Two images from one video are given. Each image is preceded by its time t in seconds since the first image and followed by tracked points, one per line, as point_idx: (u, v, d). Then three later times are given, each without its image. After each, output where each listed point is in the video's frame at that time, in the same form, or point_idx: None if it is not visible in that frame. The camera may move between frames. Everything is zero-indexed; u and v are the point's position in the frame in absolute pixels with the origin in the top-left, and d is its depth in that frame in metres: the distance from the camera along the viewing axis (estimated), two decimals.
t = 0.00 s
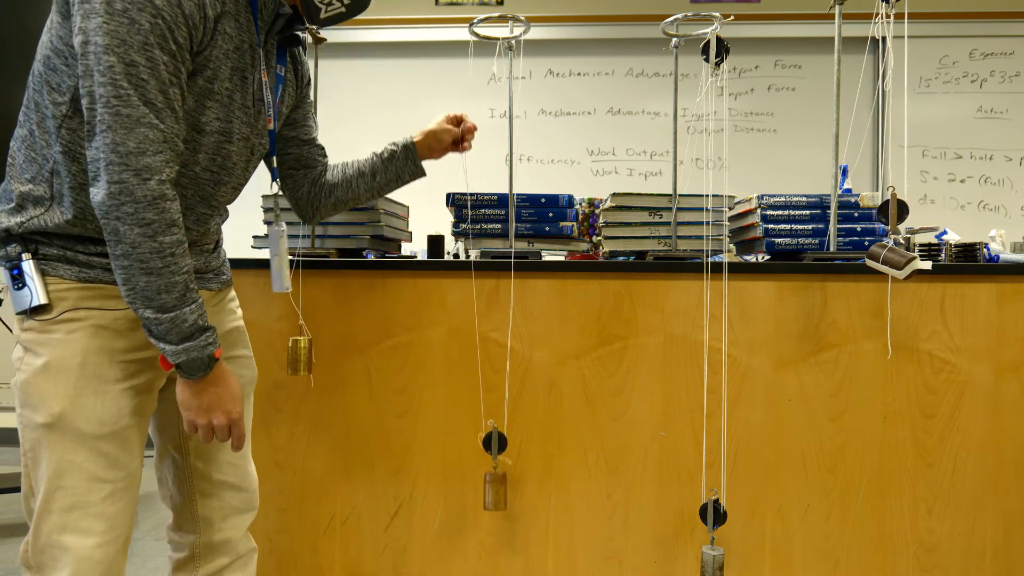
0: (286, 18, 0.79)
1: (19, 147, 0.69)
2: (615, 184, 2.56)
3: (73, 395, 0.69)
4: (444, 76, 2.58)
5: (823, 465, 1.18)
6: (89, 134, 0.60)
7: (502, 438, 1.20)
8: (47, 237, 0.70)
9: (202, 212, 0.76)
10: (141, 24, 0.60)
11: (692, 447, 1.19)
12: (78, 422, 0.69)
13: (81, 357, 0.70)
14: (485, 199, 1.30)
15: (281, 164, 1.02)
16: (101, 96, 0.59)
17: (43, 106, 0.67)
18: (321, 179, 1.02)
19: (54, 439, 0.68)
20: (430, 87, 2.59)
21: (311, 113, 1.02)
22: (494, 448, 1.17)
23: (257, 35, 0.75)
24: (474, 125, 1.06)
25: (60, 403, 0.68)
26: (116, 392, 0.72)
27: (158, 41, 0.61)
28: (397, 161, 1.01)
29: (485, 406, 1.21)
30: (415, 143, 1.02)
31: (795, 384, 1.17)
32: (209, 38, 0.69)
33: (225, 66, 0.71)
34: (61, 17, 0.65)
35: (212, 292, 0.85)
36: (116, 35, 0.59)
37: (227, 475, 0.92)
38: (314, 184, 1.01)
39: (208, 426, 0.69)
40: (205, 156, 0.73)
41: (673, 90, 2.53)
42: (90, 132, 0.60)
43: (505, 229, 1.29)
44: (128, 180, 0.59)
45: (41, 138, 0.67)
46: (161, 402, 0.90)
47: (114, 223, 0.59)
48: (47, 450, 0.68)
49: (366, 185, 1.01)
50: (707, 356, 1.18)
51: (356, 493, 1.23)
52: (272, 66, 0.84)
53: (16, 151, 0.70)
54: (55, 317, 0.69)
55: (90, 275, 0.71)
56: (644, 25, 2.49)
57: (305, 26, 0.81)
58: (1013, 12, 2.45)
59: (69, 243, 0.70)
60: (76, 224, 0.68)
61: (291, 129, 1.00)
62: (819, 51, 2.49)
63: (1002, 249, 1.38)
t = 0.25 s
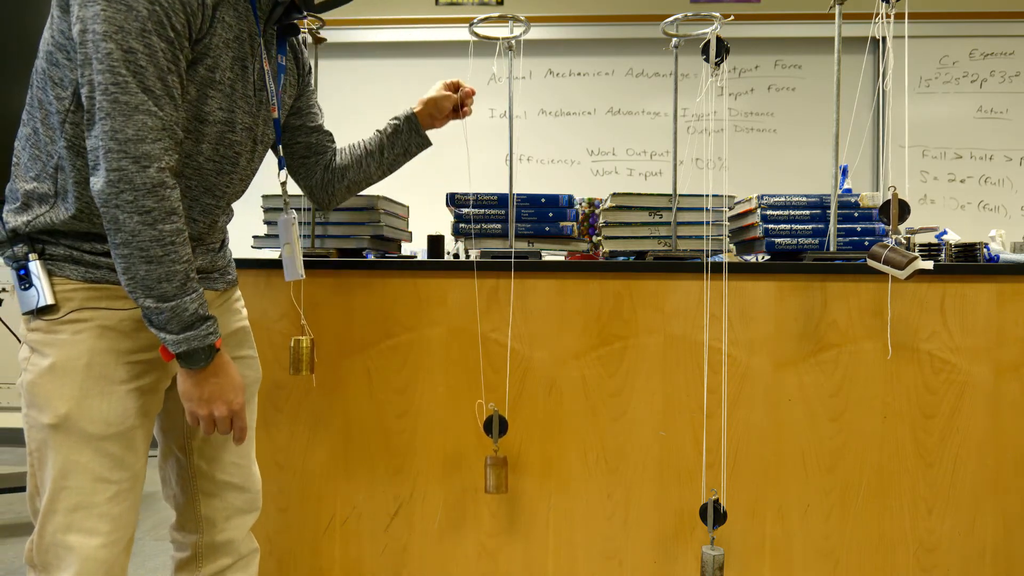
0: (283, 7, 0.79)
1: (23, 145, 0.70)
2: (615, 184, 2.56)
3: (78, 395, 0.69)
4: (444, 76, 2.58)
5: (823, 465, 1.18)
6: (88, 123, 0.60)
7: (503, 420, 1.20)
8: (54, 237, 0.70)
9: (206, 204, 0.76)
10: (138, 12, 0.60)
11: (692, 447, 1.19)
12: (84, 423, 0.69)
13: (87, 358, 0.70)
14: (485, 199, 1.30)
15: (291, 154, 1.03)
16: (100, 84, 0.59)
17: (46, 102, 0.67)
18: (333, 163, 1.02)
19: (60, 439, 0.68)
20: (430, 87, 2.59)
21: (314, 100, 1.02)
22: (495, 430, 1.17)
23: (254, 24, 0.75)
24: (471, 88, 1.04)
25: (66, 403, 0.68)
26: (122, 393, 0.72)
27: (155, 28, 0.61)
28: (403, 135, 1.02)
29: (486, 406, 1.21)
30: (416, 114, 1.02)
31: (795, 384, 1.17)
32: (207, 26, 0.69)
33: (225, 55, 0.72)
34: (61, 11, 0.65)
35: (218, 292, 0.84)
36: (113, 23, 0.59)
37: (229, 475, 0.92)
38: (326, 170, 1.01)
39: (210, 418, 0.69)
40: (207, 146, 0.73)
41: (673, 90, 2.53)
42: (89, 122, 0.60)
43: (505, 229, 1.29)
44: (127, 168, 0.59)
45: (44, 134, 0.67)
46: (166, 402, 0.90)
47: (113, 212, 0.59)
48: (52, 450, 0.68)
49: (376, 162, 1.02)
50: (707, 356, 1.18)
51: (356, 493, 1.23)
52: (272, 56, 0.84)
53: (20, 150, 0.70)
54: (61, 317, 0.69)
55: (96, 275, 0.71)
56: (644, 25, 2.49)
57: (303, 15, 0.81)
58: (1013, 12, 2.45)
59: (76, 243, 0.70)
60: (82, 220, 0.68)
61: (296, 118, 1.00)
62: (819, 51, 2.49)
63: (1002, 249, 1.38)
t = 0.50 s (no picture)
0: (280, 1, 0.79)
1: (24, 143, 0.70)
2: (615, 184, 2.56)
3: (81, 396, 0.69)
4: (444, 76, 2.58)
5: (823, 465, 1.18)
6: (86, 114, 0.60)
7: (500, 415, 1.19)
8: (56, 236, 0.70)
9: (208, 198, 0.76)
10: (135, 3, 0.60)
11: (692, 447, 1.19)
12: (86, 423, 0.69)
13: (89, 358, 0.70)
14: (485, 199, 1.30)
15: (296, 150, 1.03)
16: (97, 75, 0.59)
17: (47, 98, 0.67)
18: (338, 157, 1.02)
19: (62, 439, 0.68)
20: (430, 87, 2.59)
21: (317, 96, 1.02)
22: (492, 425, 1.17)
23: (252, 18, 0.76)
24: (470, 74, 1.04)
25: (69, 403, 0.68)
26: (125, 393, 0.72)
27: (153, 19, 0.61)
28: (404, 125, 1.02)
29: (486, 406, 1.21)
30: (417, 102, 1.02)
31: (795, 384, 1.17)
32: (206, 19, 0.69)
33: (225, 49, 0.72)
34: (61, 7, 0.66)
35: (220, 293, 0.84)
36: (111, 14, 0.59)
37: (231, 475, 0.92)
38: (332, 164, 1.01)
39: (210, 410, 0.69)
40: (207, 140, 0.73)
41: (673, 90, 2.53)
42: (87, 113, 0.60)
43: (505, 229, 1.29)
44: (125, 158, 0.59)
45: (44, 130, 0.67)
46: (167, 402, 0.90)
47: (111, 203, 0.59)
48: (55, 450, 0.68)
49: (380, 153, 1.02)
50: (707, 356, 1.18)
51: (356, 493, 1.23)
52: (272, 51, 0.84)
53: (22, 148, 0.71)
54: (63, 317, 0.69)
55: (98, 275, 0.71)
56: (644, 25, 2.49)
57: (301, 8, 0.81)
58: (1013, 12, 2.45)
59: (79, 241, 0.70)
60: (83, 215, 0.68)
61: (300, 114, 1.00)
62: (819, 51, 2.49)
63: (1002, 249, 1.38)
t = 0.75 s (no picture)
0: None
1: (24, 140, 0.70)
2: (615, 184, 2.56)
3: (82, 396, 0.69)
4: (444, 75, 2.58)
5: (823, 465, 1.18)
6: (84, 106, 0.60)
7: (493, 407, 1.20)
8: (57, 235, 0.70)
9: (208, 195, 0.76)
10: None
11: (692, 447, 1.19)
12: (87, 423, 0.69)
13: (90, 358, 0.70)
14: (485, 199, 1.30)
15: (301, 147, 1.02)
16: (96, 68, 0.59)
17: (48, 95, 0.67)
18: (344, 152, 1.02)
19: (63, 439, 0.68)
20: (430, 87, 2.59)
21: (318, 92, 1.02)
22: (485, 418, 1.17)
23: (251, 15, 0.76)
24: (465, 59, 1.05)
25: (70, 403, 0.68)
26: (125, 393, 0.72)
27: (152, 13, 0.62)
28: (406, 115, 1.02)
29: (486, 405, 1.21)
30: (415, 91, 1.03)
31: (795, 384, 1.17)
32: (205, 15, 0.69)
33: (225, 46, 0.72)
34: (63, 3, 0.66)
35: (221, 292, 0.84)
36: (111, 7, 0.59)
37: (231, 475, 0.92)
38: (338, 159, 1.01)
39: (203, 406, 0.68)
40: (206, 136, 0.73)
41: (673, 90, 2.53)
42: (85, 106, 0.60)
43: (505, 229, 1.29)
44: (122, 151, 0.59)
45: (45, 126, 0.67)
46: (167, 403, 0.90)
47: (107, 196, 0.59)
48: (56, 450, 0.68)
49: (385, 144, 1.02)
50: (707, 356, 1.18)
51: (356, 493, 1.23)
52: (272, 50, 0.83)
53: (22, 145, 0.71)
54: (64, 317, 0.69)
55: (99, 275, 0.71)
56: (644, 25, 2.49)
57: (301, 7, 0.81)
58: (1013, 12, 2.45)
59: (80, 240, 0.70)
60: (84, 211, 0.68)
61: (303, 110, 1.00)
62: (819, 51, 2.49)
63: (1002, 249, 1.38)
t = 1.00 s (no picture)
0: None
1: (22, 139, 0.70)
2: (615, 184, 2.56)
3: (81, 395, 0.69)
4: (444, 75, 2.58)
5: (823, 465, 1.18)
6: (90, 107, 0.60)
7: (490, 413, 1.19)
8: (56, 235, 0.70)
9: (208, 196, 0.76)
10: None
11: (692, 447, 1.19)
12: (86, 422, 0.69)
13: (89, 358, 0.70)
14: (485, 199, 1.30)
15: (294, 149, 1.02)
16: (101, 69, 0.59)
17: (48, 95, 0.67)
18: (336, 156, 1.01)
19: (62, 439, 0.68)
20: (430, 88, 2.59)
21: (315, 95, 1.02)
22: (481, 425, 1.16)
23: (248, 15, 0.76)
24: (464, 70, 1.03)
25: (69, 403, 0.68)
26: (124, 392, 0.72)
27: (156, 13, 0.62)
28: (400, 122, 1.01)
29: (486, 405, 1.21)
30: (411, 99, 1.02)
31: (794, 384, 1.17)
32: (206, 15, 0.69)
33: (225, 46, 0.72)
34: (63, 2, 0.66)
35: (220, 292, 0.84)
36: (115, 8, 0.59)
37: (231, 475, 0.92)
38: (329, 163, 1.01)
39: (218, 402, 0.68)
40: (206, 137, 0.73)
41: (673, 90, 2.53)
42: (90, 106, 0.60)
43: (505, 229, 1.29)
44: (131, 151, 0.59)
45: (45, 125, 0.67)
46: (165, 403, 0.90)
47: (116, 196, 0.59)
48: (55, 449, 0.68)
49: (377, 151, 1.01)
50: (707, 356, 1.18)
51: (356, 493, 1.23)
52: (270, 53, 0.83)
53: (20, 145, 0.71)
54: (63, 317, 0.69)
55: (98, 275, 0.71)
56: (644, 25, 2.49)
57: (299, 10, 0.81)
58: (1013, 12, 2.45)
59: (79, 240, 0.70)
60: (83, 211, 0.68)
61: (298, 113, 1.00)
62: (819, 51, 2.49)
63: (1002, 249, 1.38)
